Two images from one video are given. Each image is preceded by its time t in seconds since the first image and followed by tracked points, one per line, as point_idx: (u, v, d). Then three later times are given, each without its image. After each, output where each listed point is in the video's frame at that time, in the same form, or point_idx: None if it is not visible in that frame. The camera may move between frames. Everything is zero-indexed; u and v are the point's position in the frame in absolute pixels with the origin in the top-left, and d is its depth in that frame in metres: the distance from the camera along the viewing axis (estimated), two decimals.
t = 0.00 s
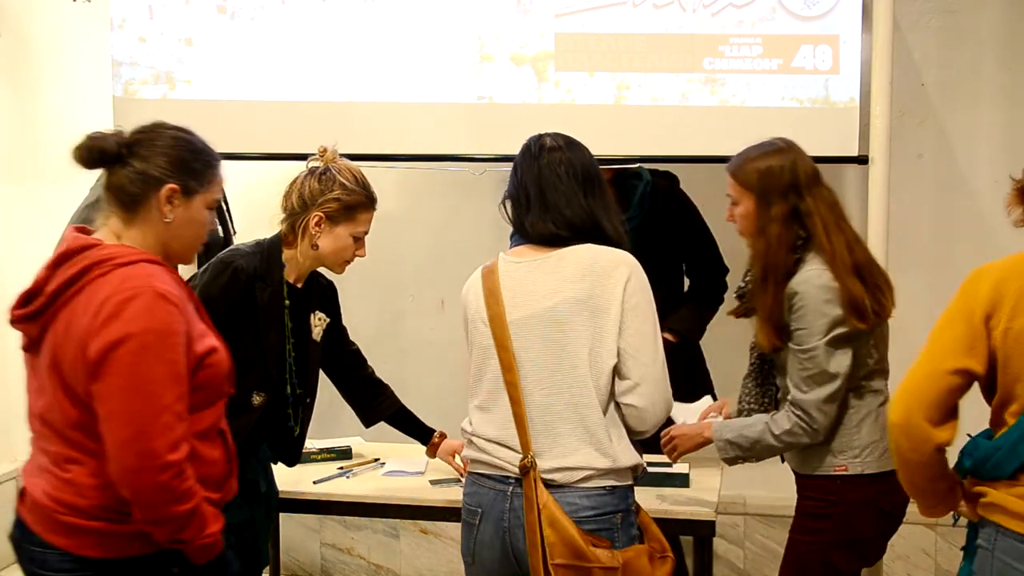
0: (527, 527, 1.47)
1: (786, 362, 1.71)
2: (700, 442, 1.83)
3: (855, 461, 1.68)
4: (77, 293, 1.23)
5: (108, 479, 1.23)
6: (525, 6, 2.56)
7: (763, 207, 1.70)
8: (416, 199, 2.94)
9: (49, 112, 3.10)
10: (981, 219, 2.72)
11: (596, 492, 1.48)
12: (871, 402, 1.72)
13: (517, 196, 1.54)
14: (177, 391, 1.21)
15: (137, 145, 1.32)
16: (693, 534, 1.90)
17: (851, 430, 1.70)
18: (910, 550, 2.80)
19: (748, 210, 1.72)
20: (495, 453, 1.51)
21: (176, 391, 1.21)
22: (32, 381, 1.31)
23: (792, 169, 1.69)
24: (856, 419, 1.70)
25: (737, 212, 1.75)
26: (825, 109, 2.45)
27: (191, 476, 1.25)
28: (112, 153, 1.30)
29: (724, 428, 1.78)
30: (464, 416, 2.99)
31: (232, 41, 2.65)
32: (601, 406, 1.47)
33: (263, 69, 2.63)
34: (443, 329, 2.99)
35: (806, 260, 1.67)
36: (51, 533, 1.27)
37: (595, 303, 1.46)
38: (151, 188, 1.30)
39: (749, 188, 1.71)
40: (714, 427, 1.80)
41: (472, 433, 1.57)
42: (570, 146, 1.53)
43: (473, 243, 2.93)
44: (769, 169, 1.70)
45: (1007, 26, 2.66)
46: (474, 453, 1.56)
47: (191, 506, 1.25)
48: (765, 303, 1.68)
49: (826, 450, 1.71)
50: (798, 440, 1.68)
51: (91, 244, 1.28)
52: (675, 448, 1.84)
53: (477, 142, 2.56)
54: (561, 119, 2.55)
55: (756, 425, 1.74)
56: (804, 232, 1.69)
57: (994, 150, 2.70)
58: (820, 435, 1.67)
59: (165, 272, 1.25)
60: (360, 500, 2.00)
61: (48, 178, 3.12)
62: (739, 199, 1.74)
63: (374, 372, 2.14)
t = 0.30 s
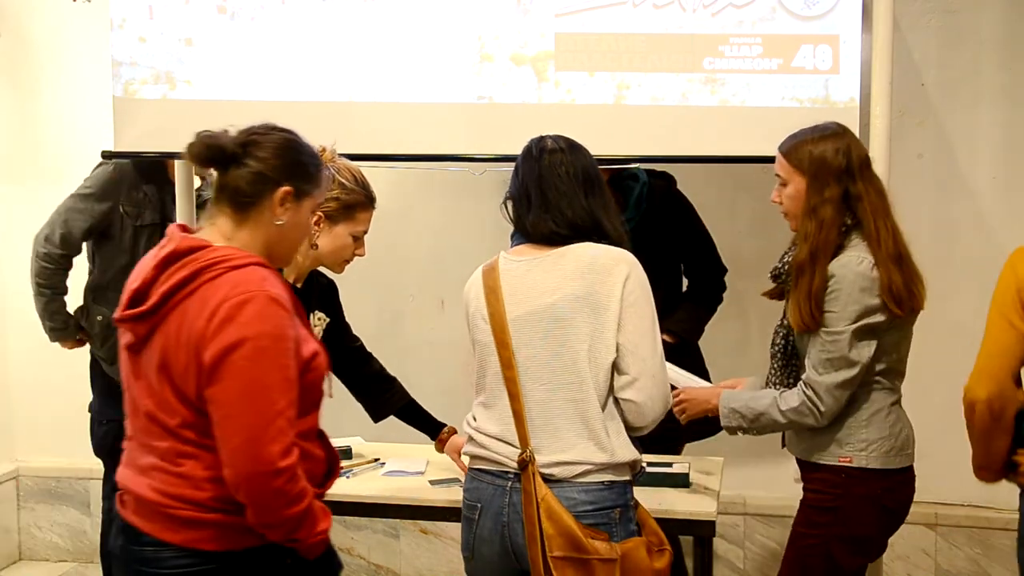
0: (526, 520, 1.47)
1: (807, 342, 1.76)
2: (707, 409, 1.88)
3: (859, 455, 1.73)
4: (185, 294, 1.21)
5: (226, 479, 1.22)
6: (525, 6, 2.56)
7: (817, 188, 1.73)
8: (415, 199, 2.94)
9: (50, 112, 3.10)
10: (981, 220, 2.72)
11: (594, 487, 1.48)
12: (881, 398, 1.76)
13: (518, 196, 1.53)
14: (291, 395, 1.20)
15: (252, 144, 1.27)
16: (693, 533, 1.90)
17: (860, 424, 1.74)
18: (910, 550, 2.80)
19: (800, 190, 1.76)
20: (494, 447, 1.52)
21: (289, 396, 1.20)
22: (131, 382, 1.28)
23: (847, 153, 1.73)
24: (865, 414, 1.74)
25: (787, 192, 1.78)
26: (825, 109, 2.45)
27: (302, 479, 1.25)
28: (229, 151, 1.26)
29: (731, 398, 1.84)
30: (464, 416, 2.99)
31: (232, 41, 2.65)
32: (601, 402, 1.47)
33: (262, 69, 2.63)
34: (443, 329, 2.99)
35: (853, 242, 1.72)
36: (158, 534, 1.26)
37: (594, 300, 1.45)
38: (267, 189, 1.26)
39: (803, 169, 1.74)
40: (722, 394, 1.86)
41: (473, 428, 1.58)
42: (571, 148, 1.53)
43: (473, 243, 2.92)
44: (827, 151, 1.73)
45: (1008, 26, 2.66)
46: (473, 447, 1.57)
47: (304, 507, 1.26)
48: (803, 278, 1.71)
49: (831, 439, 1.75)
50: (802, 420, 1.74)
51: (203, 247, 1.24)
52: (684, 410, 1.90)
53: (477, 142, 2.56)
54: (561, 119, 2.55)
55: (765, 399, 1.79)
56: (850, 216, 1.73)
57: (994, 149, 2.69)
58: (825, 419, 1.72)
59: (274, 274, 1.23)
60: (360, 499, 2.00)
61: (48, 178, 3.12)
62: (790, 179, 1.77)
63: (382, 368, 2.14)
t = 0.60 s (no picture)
0: (525, 518, 1.47)
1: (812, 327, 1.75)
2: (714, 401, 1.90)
3: (858, 446, 1.73)
4: (275, 293, 1.31)
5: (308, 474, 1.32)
6: (525, 6, 2.56)
7: (844, 176, 1.73)
8: (416, 199, 2.94)
9: (50, 112, 3.10)
10: (980, 219, 2.72)
11: (593, 485, 1.48)
12: (881, 390, 1.76)
13: (519, 198, 1.53)
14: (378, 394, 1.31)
15: (336, 146, 1.37)
16: (692, 533, 1.90)
17: (857, 415, 1.74)
18: (910, 550, 2.80)
19: (826, 177, 1.76)
20: (495, 446, 1.52)
21: (378, 397, 1.31)
22: (204, 378, 1.35)
23: (874, 146, 1.73)
24: (865, 406, 1.74)
25: (810, 177, 1.78)
26: (825, 109, 2.48)
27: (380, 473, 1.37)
28: (317, 152, 1.36)
29: (730, 392, 1.84)
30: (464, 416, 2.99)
31: (232, 41, 2.64)
32: (600, 400, 1.46)
33: (262, 69, 2.63)
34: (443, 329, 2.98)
35: (873, 229, 1.73)
36: (235, 523, 1.34)
37: (593, 298, 1.45)
38: (351, 188, 1.37)
39: (829, 158, 1.75)
40: (722, 393, 1.87)
41: (474, 427, 1.58)
42: (571, 151, 1.53)
43: (473, 243, 2.93)
44: (856, 142, 1.74)
45: (1008, 26, 2.66)
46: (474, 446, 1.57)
47: (379, 511, 1.37)
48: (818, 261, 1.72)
49: (830, 431, 1.76)
50: (800, 407, 1.74)
51: (290, 244, 1.35)
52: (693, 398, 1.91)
53: (477, 142, 2.56)
54: (561, 119, 2.55)
55: (763, 390, 1.79)
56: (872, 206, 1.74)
57: (994, 150, 2.69)
58: (822, 405, 1.72)
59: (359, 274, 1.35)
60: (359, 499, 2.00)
61: (48, 178, 3.12)
62: (815, 165, 1.77)
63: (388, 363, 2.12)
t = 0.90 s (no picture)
0: (524, 516, 1.47)
1: (812, 321, 1.75)
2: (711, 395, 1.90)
3: (854, 445, 1.73)
4: (302, 297, 1.31)
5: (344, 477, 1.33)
6: (525, 6, 2.56)
7: (860, 174, 1.73)
8: (416, 199, 2.94)
9: (50, 111, 3.10)
10: (980, 219, 2.72)
11: (592, 484, 1.48)
12: (879, 389, 1.76)
13: (519, 197, 1.53)
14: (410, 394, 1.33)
15: (351, 146, 1.37)
16: (691, 533, 1.90)
17: (854, 413, 1.74)
18: (910, 550, 2.80)
19: (839, 174, 1.75)
20: (495, 445, 1.52)
21: (409, 396, 1.33)
22: (230, 385, 1.35)
23: (889, 144, 1.73)
24: (863, 404, 1.75)
25: (825, 171, 1.77)
26: (825, 109, 2.48)
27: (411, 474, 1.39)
28: (334, 153, 1.35)
29: (728, 385, 1.85)
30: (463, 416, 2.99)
31: (232, 41, 2.64)
32: (598, 399, 1.47)
33: (262, 69, 2.63)
34: (443, 329, 2.98)
35: (882, 224, 1.72)
36: (269, 528, 1.35)
37: (592, 298, 1.45)
38: (369, 189, 1.38)
39: (844, 153, 1.75)
40: (721, 384, 1.87)
41: (475, 426, 1.58)
42: (571, 151, 1.53)
43: (473, 243, 2.93)
44: (870, 140, 1.73)
45: (1008, 26, 2.66)
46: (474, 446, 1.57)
47: (413, 512, 1.38)
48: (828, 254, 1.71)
49: (826, 428, 1.76)
50: (796, 402, 1.74)
51: (313, 246, 1.36)
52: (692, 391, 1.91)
53: (477, 142, 2.56)
54: (561, 120, 2.55)
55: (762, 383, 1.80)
56: (884, 203, 1.74)
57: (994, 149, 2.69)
58: (819, 402, 1.72)
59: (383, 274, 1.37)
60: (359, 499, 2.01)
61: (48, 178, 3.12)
62: (830, 161, 1.76)
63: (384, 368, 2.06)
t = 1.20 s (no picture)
0: (528, 518, 1.47)
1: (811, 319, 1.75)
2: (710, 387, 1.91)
3: (843, 447, 1.73)
4: (295, 300, 1.31)
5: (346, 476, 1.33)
6: (525, 6, 2.56)
7: (866, 174, 1.72)
8: (415, 198, 2.94)
9: (50, 111, 3.10)
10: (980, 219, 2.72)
11: (596, 485, 1.48)
12: (874, 392, 1.76)
13: (521, 196, 1.53)
14: (408, 391, 1.33)
15: (335, 144, 1.37)
16: (692, 533, 1.90)
17: (845, 414, 1.74)
18: (910, 550, 2.80)
19: (847, 174, 1.75)
20: (496, 446, 1.52)
21: (406, 393, 1.33)
22: (231, 392, 1.36)
23: (896, 143, 1.73)
24: (855, 407, 1.75)
25: (831, 171, 1.77)
26: (825, 109, 2.48)
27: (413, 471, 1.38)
28: (316, 152, 1.35)
29: (724, 377, 1.86)
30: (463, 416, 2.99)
31: (232, 41, 2.64)
32: (601, 401, 1.47)
33: (262, 69, 2.63)
34: (443, 329, 2.98)
35: (889, 224, 1.71)
36: (277, 531, 1.35)
37: (594, 300, 1.45)
38: (357, 186, 1.38)
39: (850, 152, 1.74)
40: (718, 375, 1.88)
41: (474, 426, 1.58)
42: (573, 150, 1.53)
43: (474, 243, 2.93)
44: (876, 139, 1.73)
45: (1008, 26, 2.66)
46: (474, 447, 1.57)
47: (417, 509, 1.38)
48: (830, 253, 1.71)
49: (817, 428, 1.76)
50: (789, 400, 1.74)
51: (303, 249, 1.35)
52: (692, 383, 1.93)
53: (477, 142, 2.56)
54: (561, 120, 2.55)
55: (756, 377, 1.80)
56: (892, 204, 1.73)
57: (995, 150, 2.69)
58: (812, 401, 1.72)
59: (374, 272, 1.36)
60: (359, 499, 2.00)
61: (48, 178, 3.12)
62: (836, 161, 1.76)
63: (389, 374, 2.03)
